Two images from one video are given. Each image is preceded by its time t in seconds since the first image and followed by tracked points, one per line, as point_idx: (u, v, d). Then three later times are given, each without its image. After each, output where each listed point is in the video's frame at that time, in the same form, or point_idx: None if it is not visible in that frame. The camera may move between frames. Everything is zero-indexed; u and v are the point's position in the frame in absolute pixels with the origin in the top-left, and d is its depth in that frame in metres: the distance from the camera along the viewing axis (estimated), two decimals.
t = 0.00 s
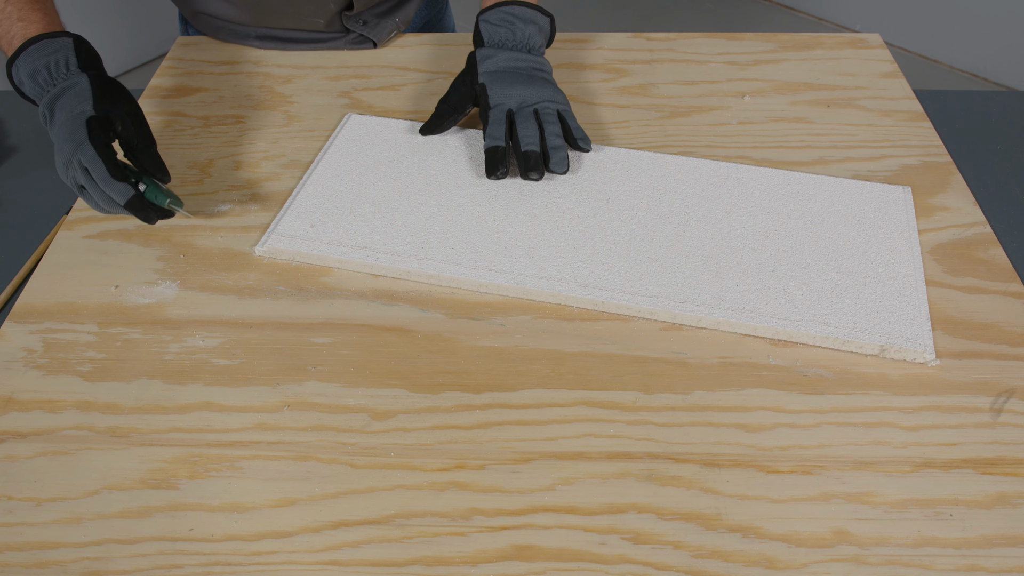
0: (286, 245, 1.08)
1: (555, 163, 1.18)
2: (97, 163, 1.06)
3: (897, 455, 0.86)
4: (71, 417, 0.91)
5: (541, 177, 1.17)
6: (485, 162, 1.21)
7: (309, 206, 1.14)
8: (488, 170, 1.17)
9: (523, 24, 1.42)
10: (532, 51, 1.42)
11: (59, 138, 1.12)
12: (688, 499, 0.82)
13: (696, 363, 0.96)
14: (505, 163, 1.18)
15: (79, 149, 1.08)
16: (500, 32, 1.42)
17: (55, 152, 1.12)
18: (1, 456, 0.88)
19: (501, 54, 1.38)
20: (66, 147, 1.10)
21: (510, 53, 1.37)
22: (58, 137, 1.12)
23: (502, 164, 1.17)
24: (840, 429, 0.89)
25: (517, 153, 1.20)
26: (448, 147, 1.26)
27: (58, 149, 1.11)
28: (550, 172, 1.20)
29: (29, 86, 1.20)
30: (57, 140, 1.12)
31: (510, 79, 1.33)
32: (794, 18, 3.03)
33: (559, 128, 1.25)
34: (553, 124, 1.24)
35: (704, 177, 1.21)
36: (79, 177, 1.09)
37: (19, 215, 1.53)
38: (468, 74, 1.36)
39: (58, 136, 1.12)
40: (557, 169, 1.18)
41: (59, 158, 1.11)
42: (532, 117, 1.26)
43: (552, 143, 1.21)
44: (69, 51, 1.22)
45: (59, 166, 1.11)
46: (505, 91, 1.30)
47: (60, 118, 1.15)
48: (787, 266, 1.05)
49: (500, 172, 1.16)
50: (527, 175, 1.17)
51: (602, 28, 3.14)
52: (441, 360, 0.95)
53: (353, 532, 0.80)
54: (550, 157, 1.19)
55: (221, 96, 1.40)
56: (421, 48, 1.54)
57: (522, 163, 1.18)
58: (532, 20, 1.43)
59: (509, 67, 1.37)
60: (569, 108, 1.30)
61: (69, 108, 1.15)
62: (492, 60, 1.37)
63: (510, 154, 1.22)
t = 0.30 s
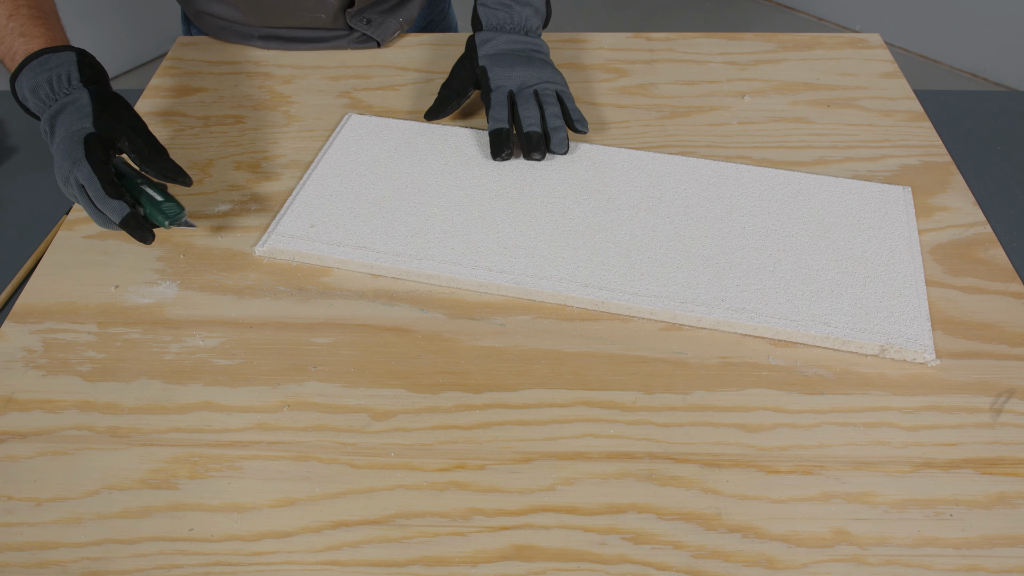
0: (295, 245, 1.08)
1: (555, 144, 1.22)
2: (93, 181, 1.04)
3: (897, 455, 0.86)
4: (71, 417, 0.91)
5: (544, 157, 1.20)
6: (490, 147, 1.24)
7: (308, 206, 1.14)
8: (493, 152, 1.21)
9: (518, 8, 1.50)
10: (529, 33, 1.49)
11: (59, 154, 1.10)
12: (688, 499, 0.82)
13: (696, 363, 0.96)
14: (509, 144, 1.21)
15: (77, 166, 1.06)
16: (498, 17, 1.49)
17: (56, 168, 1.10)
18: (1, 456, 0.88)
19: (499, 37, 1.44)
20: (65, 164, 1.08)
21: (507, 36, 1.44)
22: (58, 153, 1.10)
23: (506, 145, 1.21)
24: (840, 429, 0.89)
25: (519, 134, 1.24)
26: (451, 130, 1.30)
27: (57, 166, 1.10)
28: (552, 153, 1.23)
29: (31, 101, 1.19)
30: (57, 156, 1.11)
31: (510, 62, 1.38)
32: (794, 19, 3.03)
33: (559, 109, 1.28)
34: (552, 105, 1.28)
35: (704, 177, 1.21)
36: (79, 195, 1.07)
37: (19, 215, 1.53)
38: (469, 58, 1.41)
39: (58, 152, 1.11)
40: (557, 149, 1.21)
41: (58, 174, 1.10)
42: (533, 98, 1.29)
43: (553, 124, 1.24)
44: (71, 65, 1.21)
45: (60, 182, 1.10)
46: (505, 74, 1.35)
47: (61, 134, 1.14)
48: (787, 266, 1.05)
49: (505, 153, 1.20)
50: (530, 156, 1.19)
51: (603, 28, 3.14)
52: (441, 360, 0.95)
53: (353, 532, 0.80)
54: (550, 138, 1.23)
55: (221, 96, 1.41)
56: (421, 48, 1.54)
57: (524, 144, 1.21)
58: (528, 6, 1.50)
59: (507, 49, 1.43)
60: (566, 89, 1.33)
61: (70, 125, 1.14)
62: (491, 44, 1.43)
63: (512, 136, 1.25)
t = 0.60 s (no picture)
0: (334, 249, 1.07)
1: (573, 133, 1.23)
2: (155, 195, 0.96)
3: (897, 455, 0.86)
4: (71, 417, 0.91)
5: (562, 146, 1.23)
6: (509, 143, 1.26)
7: (308, 206, 1.14)
8: (514, 144, 1.23)
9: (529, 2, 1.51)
10: (540, 27, 1.50)
11: (107, 183, 0.99)
12: (688, 499, 0.82)
13: (696, 363, 0.96)
14: (529, 136, 1.23)
15: (134, 186, 0.96)
16: (509, 10, 1.50)
17: (105, 198, 0.99)
18: (1, 456, 0.88)
19: (512, 30, 1.45)
20: (120, 192, 0.97)
21: (520, 29, 1.45)
22: (104, 184, 0.99)
23: (526, 137, 1.23)
24: (840, 429, 0.89)
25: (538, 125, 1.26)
26: (469, 131, 1.30)
27: (105, 197, 0.99)
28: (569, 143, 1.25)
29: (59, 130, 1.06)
30: (103, 185, 0.99)
31: (524, 53, 1.39)
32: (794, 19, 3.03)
33: (574, 99, 1.30)
34: (568, 95, 1.29)
35: (704, 177, 1.21)
36: (139, 226, 0.97)
37: (19, 215, 1.53)
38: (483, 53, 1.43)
39: (105, 182, 0.99)
40: (575, 138, 1.23)
41: (111, 206, 0.99)
42: (548, 88, 1.31)
43: (570, 114, 1.26)
44: (111, 90, 1.10)
45: (111, 217, 1.00)
46: (520, 65, 1.36)
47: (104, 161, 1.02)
48: (787, 266, 1.05)
49: (525, 144, 1.22)
50: (550, 146, 1.22)
51: (603, 28, 3.14)
52: (441, 360, 0.95)
53: (353, 532, 0.80)
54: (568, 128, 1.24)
55: (221, 96, 1.41)
56: (421, 48, 1.54)
57: (543, 134, 1.23)
58: None
59: (521, 41, 1.44)
60: (580, 79, 1.35)
61: (115, 147, 1.02)
62: (503, 37, 1.44)
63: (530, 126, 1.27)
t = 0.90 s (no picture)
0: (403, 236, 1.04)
1: (590, 162, 1.18)
2: (430, 253, 0.82)
3: (897, 455, 0.86)
4: (71, 417, 0.91)
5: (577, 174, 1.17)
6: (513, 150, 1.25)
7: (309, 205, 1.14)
8: (523, 168, 1.17)
9: (548, 24, 1.42)
10: (558, 51, 1.41)
11: (363, 260, 0.83)
12: (688, 499, 0.82)
13: (696, 363, 0.96)
14: (541, 161, 1.17)
15: (396, 251, 0.83)
16: (526, 32, 1.41)
17: (341, 283, 0.84)
18: (1, 456, 0.88)
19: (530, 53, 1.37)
20: (378, 265, 0.83)
21: (538, 52, 1.37)
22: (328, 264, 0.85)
23: (538, 163, 1.17)
24: (840, 429, 0.89)
25: (552, 150, 1.20)
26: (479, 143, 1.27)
27: (342, 278, 0.84)
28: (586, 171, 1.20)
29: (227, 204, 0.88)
30: (337, 266, 0.85)
31: (540, 76, 1.32)
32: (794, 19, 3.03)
33: (593, 127, 1.24)
34: (586, 121, 1.23)
35: (704, 177, 1.21)
36: (382, 305, 0.84)
37: (19, 215, 1.53)
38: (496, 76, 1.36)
39: (318, 262, 0.85)
40: (592, 165, 1.18)
41: (366, 285, 0.83)
42: (565, 114, 1.25)
43: (587, 141, 1.20)
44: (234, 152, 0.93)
45: (331, 301, 0.85)
46: (536, 89, 1.29)
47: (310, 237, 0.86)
48: (787, 267, 1.05)
49: (537, 171, 1.16)
50: (565, 173, 1.16)
51: (603, 28, 3.14)
52: (441, 360, 0.95)
53: (353, 532, 0.80)
54: (585, 154, 1.19)
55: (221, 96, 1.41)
56: (421, 48, 1.54)
57: (558, 161, 1.18)
58: (557, 22, 1.43)
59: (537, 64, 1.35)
60: (599, 108, 1.29)
61: (338, 216, 0.85)
62: (519, 60, 1.36)
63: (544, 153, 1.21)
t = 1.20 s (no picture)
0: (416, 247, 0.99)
1: (601, 192, 1.12)
2: (751, 330, 0.82)
3: (897, 455, 0.86)
4: (70, 417, 0.91)
5: (585, 207, 1.10)
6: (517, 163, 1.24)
7: (309, 206, 1.15)
8: (529, 201, 1.11)
9: (560, 52, 1.33)
10: (570, 79, 1.33)
11: (686, 347, 0.82)
12: (688, 499, 0.82)
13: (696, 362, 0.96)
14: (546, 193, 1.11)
15: (717, 333, 0.82)
16: (536, 60, 1.32)
17: (716, 361, 0.82)
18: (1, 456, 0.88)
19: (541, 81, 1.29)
20: (699, 353, 0.82)
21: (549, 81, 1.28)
22: (631, 359, 0.82)
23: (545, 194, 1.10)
24: (840, 429, 0.89)
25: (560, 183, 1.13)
26: (484, 166, 1.23)
27: (667, 371, 0.81)
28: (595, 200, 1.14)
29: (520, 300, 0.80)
30: (629, 362, 0.82)
31: (551, 105, 1.25)
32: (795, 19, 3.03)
33: (602, 155, 1.18)
34: (595, 150, 1.18)
35: (704, 177, 1.21)
36: (715, 391, 0.83)
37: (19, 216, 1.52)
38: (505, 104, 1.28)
39: (620, 356, 0.82)
40: (603, 196, 1.12)
41: (658, 382, 0.82)
42: (574, 146, 1.18)
43: (596, 171, 1.15)
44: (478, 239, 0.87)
45: (644, 399, 0.82)
46: (545, 119, 1.22)
47: (628, 329, 0.82)
48: (787, 267, 1.05)
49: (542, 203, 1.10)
50: (571, 206, 1.10)
51: (603, 28, 3.14)
52: (441, 360, 0.95)
53: (353, 532, 0.80)
54: (595, 184, 1.13)
55: (221, 97, 1.41)
56: (420, 48, 1.53)
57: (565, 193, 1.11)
58: (570, 49, 1.34)
59: (548, 92, 1.27)
60: (610, 136, 1.22)
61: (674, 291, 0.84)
62: (529, 88, 1.28)
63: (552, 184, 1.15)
